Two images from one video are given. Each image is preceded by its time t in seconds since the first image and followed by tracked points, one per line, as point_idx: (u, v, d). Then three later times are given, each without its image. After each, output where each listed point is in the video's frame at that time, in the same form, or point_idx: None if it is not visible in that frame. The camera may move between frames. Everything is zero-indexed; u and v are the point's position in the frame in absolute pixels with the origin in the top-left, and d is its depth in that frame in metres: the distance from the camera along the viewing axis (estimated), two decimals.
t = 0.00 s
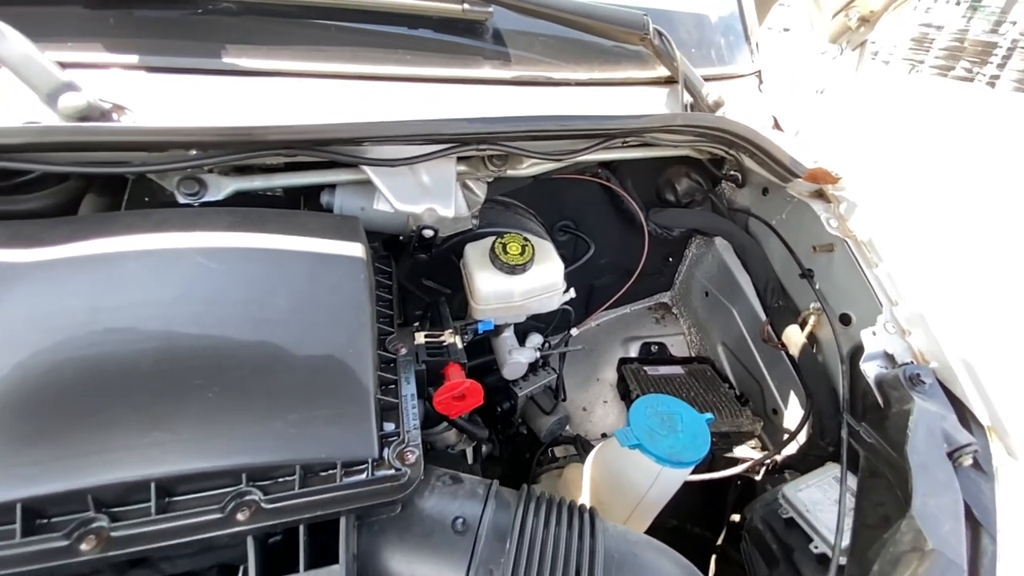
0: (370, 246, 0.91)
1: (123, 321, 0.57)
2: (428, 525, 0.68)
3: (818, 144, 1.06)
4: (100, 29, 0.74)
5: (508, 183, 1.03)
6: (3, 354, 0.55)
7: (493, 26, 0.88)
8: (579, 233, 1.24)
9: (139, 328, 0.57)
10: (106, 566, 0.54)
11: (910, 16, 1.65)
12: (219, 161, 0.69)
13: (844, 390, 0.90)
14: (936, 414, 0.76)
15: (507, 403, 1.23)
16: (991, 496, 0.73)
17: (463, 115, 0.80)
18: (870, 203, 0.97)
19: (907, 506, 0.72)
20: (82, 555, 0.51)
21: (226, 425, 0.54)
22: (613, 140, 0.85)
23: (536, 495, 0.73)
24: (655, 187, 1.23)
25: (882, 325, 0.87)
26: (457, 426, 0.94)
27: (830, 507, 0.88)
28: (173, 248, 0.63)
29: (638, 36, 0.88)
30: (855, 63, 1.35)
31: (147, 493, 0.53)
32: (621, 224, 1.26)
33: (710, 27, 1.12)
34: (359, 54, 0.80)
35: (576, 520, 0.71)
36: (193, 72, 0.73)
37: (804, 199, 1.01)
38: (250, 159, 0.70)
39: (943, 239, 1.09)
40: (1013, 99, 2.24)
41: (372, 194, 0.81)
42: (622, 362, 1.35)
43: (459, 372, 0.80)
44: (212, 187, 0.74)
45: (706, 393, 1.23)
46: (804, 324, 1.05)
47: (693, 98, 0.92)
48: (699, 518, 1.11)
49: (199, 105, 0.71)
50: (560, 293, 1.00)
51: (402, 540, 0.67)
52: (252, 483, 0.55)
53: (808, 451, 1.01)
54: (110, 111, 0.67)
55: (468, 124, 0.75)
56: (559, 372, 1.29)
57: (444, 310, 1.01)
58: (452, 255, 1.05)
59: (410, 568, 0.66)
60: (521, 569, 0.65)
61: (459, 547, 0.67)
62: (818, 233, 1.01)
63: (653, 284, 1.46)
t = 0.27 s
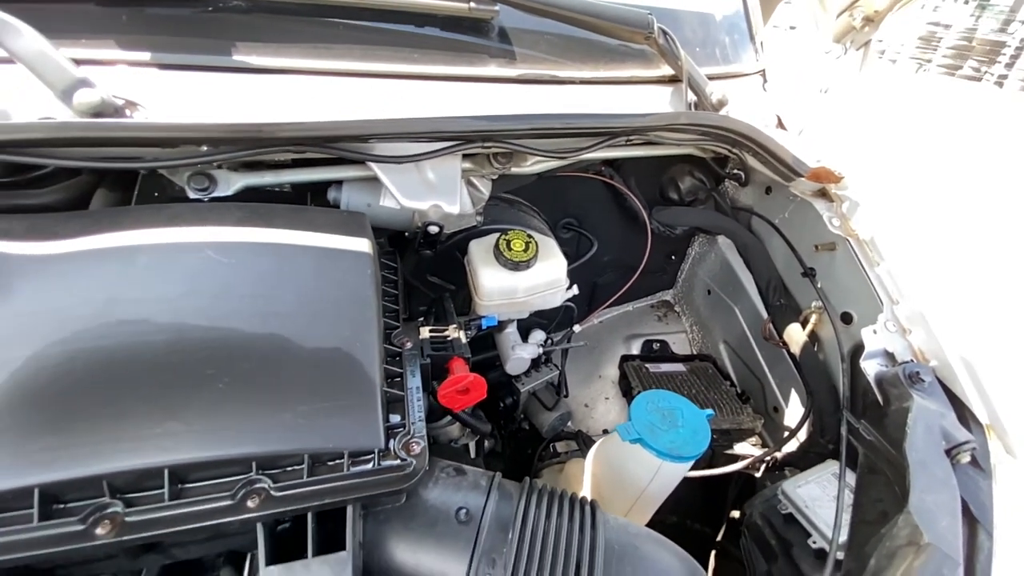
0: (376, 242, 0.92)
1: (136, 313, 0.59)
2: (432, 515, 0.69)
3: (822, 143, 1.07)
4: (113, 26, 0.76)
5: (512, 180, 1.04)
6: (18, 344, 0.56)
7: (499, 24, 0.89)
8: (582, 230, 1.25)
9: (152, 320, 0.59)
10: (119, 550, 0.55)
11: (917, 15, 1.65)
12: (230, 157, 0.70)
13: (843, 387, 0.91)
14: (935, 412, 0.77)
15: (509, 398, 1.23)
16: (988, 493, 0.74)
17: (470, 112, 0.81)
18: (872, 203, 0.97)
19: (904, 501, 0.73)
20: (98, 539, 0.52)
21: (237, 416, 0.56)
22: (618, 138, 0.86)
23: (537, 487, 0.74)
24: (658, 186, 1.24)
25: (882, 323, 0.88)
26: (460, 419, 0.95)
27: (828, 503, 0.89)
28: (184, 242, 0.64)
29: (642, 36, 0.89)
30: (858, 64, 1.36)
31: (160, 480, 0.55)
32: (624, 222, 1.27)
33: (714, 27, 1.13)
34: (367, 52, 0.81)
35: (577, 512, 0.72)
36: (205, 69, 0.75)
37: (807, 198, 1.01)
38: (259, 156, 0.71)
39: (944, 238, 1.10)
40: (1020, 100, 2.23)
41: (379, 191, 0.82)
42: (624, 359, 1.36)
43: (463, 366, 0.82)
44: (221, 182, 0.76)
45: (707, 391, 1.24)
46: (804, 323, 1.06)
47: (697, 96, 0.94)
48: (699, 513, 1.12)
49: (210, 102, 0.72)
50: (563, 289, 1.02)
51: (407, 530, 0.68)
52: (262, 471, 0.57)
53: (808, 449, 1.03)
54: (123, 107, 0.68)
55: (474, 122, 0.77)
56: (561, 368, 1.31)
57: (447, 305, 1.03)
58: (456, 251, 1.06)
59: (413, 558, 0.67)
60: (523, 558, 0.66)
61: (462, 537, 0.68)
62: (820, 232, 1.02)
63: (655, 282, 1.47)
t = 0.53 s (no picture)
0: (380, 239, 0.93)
1: (145, 308, 0.60)
2: (434, 508, 0.70)
3: (822, 143, 1.08)
4: (122, 25, 0.77)
5: (514, 180, 1.05)
6: (30, 337, 0.57)
7: (502, 24, 0.90)
8: (583, 228, 1.26)
9: (160, 315, 0.60)
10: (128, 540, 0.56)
11: (920, 14, 1.65)
12: (236, 155, 0.71)
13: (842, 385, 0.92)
14: (932, 410, 0.78)
15: (509, 395, 1.25)
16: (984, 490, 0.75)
17: (472, 112, 0.82)
18: (872, 202, 0.98)
19: (900, 497, 0.73)
20: (108, 529, 0.53)
21: (243, 409, 0.57)
22: (619, 137, 0.87)
23: (538, 482, 0.75)
24: (660, 185, 1.25)
25: (881, 322, 0.89)
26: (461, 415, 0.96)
27: (826, 500, 0.90)
28: (191, 239, 0.65)
29: (644, 35, 0.90)
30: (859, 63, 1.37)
31: (169, 471, 0.56)
32: (625, 220, 1.28)
33: (715, 26, 1.14)
34: (371, 51, 0.82)
35: (577, 506, 0.73)
36: (211, 68, 0.76)
37: (807, 197, 1.02)
38: (264, 154, 0.72)
39: (944, 237, 1.10)
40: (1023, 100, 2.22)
41: (382, 188, 0.84)
42: (625, 357, 1.37)
43: (465, 362, 0.83)
44: (227, 180, 0.77)
45: (707, 388, 1.25)
46: (804, 321, 1.07)
47: (698, 96, 0.94)
48: (698, 510, 1.13)
49: (217, 100, 0.73)
50: (564, 287, 1.03)
51: (410, 522, 0.69)
52: (269, 463, 0.58)
53: (806, 446, 1.04)
54: (131, 105, 0.69)
55: (477, 120, 0.77)
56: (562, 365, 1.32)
57: (450, 301, 1.04)
58: (458, 249, 1.07)
59: (416, 550, 0.68)
60: (524, 551, 0.67)
61: (464, 529, 0.69)
62: (820, 231, 1.03)
63: (656, 281, 1.48)
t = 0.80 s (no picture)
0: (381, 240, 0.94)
1: (150, 306, 0.61)
2: (434, 506, 0.71)
3: (818, 147, 1.09)
4: (127, 27, 0.78)
5: (513, 181, 1.06)
6: (36, 335, 0.58)
7: (503, 27, 0.91)
8: (582, 230, 1.27)
9: (164, 313, 0.60)
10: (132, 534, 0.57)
11: (918, 18, 1.66)
12: (239, 156, 0.72)
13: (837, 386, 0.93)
14: (926, 410, 0.79)
15: (508, 395, 1.26)
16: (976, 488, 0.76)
17: (473, 114, 0.83)
18: (866, 205, 0.99)
19: (894, 496, 0.74)
20: (113, 524, 0.54)
21: (247, 406, 0.57)
22: (618, 140, 0.88)
23: (537, 480, 0.76)
24: (658, 187, 1.26)
25: (876, 324, 0.90)
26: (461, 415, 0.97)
27: (821, 500, 0.90)
28: (195, 239, 0.66)
29: (643, 39, 0.91)
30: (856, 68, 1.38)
31: (173, 467, 0.57)
32: (624, 222, 1.29)
33: (713, 30, 1.15)
34: (373, 54, 0.83)
35: (575, 503, 0.74)
36: (215, 69, 0.77)
37: (804, 200, 1.02)
38: (267, 155, 0.73)
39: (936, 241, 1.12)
40: (1023, 103, 2.22)
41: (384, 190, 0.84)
42: (623, 358, 1.37)
43: (465, 362, 0.84)
44: (230, 180, 0.78)
45: (705, 389, 1.26)
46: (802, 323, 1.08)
47: (696, 99, 0.95)
48: (696, 510, 1.14)
49: (221, 102, 0.74)
50: (563, 287, 1.03)
51: (410, 520, 0.70)
52: (272, 460, 0.59)
53: (803, 446, 1.05)
54: (137, 106, 0.70)
55: (477, 123, 0.78)
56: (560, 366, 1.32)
57: (450, 301, 1.05)
58: (458, 250, 1.08)
59: (416, 547, 0.69)
60: (522, 548, 0.68)
61: (463, 526, 0.70)
62: (816, 233, 1.03)
63: (654, 283, 1.49)
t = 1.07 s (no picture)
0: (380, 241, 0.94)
1: (153, 305, 0.61)
2: (432, 505, 0.72)
3: (814, 152, 1.10)
4: (131, 30, 0.78)
5: (512, 184, 1.07)
6: (38, 333, 0.59)
7: (502, 32, 0.92)
8: (580, 233, 1.28)
9: (167, 312, 0.61)
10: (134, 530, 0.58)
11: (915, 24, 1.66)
12: (241, 158, 0.73)
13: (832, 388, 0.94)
14: (918, 412, 0.80)
15: (507, 396, 1.26)
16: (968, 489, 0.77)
17: (473, 117, 0.83)
18: (862, 209, 1.00)
19: (887, 496, 0.75)
20: (115, 520, 0.55)
21: (248, 404, 0.58)
22: (616, 143, 0.88)
23: (534, 479, 0.77)
24: (656, 191, 1.28)
25: (870, 326, 0.91)
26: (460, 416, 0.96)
27: (816, 500, 0.91)
28: (198, 239, 0.66)
29: (640, 44, 0.92)
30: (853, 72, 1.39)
31: (175, 464, 0.57)
32: (622, 225, 1.30)
33: (711, 36, 1.16)
34: (374, 57, 0.84)
35: (572, 503, 0.75)
36: (218, 72, 0.78)
37: (799, 205, 1.06)
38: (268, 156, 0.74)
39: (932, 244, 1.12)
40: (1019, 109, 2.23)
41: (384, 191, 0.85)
42: (621, 360, 1.39)
43: (464, 362, 0.86)
44: (232, 182, 0.79)
45: (701, 391, 1.27)
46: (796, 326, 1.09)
47: (693, 103, 0.96)
48: (692, 512, 1.15)
49: (223, 104, 0.75)
50: (561, 289, 1.04)
51: (409, 518, 0.71)
52: (272, 457, 0.59)
53: (798, 448, 1.06)
54: (140, 108, 0.71)
55: (476, 126, 0.79)
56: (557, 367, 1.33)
57: (450, 304, 1.06)
58: (457, 252, 1.09)
59: (415, 545, 0.70)
60: (519, 547, 0.69)
61: (461, 525, 0.71)
62: (810, 237, 1.04)
63: (651, 285, 1.50)
